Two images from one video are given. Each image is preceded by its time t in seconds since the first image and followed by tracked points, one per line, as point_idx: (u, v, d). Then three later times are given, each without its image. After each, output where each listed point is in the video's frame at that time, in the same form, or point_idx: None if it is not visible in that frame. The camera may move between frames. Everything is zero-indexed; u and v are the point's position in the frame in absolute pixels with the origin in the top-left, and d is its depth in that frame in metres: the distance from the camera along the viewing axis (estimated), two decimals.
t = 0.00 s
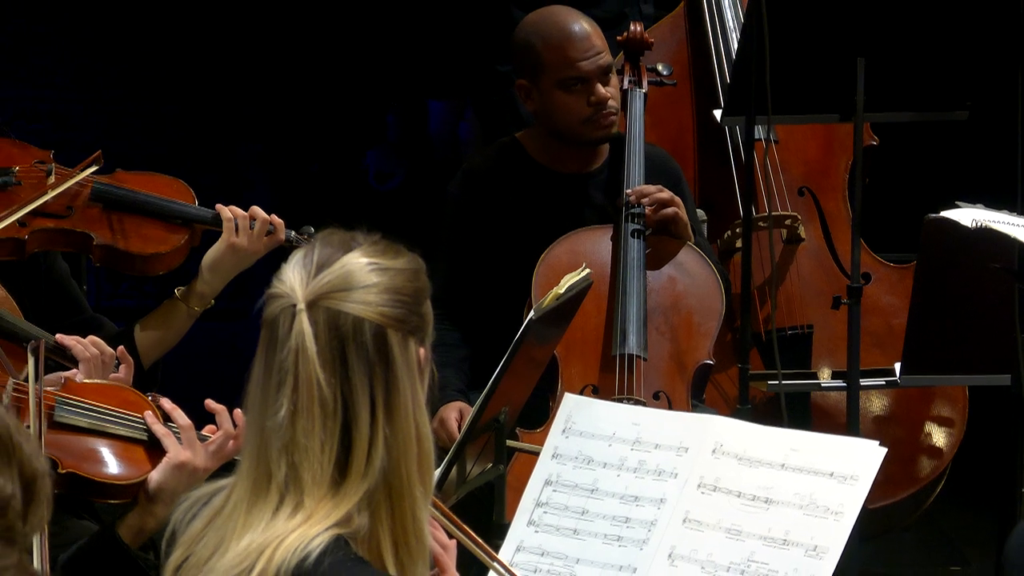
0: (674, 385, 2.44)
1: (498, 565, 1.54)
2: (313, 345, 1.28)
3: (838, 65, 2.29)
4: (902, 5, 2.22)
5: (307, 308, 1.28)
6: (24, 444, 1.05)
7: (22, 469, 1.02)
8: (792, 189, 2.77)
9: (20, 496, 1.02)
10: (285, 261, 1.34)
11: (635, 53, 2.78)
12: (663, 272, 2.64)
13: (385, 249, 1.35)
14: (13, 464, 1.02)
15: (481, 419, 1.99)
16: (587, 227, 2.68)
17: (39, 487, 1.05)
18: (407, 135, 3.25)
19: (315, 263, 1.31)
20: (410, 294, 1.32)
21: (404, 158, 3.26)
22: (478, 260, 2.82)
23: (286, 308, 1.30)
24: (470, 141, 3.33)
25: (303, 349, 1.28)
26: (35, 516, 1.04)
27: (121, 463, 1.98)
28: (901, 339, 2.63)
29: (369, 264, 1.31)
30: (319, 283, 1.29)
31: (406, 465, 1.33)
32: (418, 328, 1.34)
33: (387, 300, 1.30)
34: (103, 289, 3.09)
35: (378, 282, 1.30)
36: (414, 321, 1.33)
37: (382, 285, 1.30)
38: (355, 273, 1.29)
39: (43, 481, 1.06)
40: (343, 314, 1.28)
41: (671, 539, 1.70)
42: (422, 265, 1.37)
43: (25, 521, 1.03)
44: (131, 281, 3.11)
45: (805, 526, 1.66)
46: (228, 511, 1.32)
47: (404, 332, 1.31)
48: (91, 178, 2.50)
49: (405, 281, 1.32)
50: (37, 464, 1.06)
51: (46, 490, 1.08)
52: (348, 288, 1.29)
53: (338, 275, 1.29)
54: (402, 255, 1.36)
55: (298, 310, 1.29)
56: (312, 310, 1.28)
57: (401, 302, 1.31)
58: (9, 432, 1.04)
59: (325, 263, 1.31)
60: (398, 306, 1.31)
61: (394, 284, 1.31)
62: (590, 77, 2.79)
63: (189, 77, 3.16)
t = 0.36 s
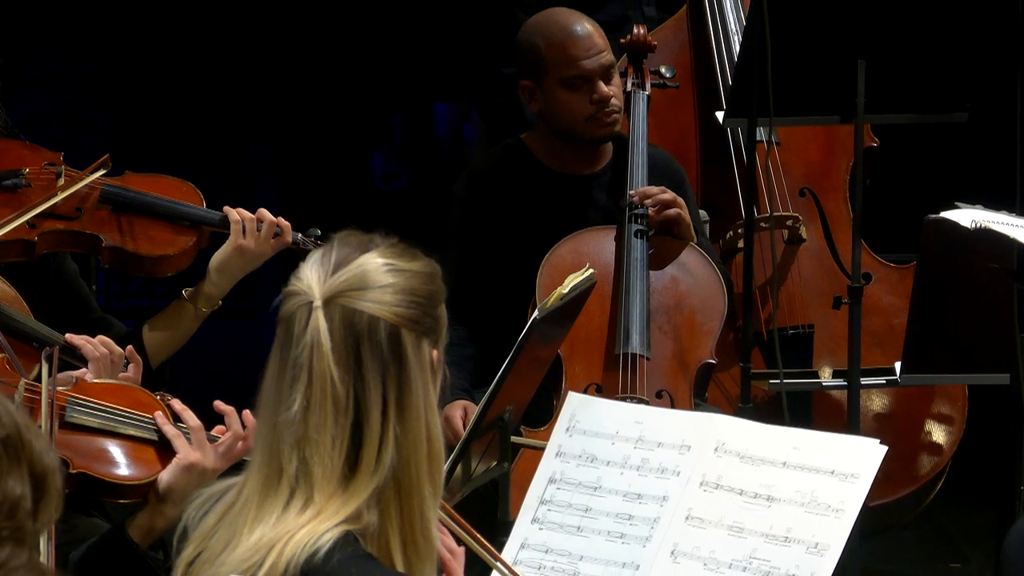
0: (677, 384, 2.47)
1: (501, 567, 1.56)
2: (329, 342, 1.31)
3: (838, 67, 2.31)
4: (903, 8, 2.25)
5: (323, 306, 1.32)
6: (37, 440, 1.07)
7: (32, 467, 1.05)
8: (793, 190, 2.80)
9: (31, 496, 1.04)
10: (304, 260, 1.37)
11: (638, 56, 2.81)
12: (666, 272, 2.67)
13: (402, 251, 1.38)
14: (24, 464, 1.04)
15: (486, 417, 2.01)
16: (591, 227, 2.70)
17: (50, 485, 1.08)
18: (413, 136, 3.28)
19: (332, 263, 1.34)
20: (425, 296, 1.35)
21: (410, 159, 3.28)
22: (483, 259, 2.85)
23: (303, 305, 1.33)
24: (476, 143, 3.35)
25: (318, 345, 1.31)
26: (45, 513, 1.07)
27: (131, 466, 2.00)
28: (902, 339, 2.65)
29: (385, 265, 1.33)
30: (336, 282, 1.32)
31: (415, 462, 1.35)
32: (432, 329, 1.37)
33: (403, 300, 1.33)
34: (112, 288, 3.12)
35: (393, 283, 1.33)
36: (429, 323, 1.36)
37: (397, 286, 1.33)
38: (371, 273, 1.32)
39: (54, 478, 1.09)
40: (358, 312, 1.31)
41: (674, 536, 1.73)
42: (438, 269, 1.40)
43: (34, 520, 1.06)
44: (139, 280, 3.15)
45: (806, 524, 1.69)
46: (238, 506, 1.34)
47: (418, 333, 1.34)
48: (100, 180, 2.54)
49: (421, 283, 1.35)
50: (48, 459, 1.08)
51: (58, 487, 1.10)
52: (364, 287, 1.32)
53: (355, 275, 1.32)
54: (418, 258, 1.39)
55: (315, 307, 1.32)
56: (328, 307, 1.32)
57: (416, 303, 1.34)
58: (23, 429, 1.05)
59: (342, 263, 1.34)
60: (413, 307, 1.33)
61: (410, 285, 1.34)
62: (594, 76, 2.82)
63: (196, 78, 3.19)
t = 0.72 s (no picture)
0: (680, 384, 2.49)
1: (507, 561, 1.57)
2: (344, 339, 1.34)
3: (839, 70, 2.33)
4: (903, 11, 2.27)
5: (340, 304, 1.34)
6: (48, 437, 1.13)
7: (39, 468, 1.11)
8: (795, 191, 2.82)
9: (38, 496, 1.11)
10: (321, 259, 1.40)
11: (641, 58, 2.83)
12: (670, 272, 2.69)
13: (418, 254, 1.41)
14: (32, 465, 1.10)
15: (491, 415, 2.05)
16: (595, 228, 2.73)
17: (60, 480, 1.14)
18: (418, 138, 3.30)
19: (349, 262, 1.37)
20: (440, 298, 1.38)
21: (415, 160, 3.30)
22: (488, 259, 2.88)
23: (320, 303, 1.36)
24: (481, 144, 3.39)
25: (333, 343, 1.34)
26: (55, 511, 1.13)
27: (141, 467, 2.03)
28: (902, 338, 2.68)
29: (401, 266, 1.36)
30: (352, 280, 1.35)
31: (427, 460, 1.37)
32: (446, 331, 1.40)
33: (418, 301, 1.36)
34: (121, 288, 3.15)
35: (408, 283, 1.36)
36: (443, 324, 1.39)
37: (412, 287, 1.36)
38: (387, 273, 1.35)
39: (66, 472, 1.15)
40: (374, 311, 1.34)
41: (676, 534, 1.75)
42: (453, 272, 1.43)
43: (44, 518, 1.12)
44: (148, 280, 3.18)
45: (807, 521, 1.72)
46: (251, 501, 1.36)
47: (432, 334, 1.37)
48: (109, 181, 2.57)
49: (436, 285, 1.38)
50: (60, 457, 1.15)
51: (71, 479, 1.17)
52: (380, 286, 1.35)
53: (371, 274, 1.35)
54: (434, 261, 1.42)
55: (332, 305, 1.35)
56: (345, 306, 1.34)
57: (430, 304, 1.37)
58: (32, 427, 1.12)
59: (359, 262, 1.37)
60: (428, 308, 1.36)
61: (425, 287, 1.37)
62: (601, 74, 2.85)
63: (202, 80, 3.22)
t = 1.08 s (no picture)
0: (683, 384, 2.51)
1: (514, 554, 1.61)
2: (353, 338, 1.36)
3: (841, 72, 2.36)
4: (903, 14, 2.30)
5: (349, 304, 1.37)
6: (57, 437, 1.16)
7: (42, 474, 1.14)
8: (796, 192, 2.85)
9: (44, 494, 1.15)
10: (330, 260, 1.43)
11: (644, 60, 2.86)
12: (672, 272, 2.71)
13: (427, 255, 1.43)
14: (38, 469, 1.14)
15: (496, 414, 2.08)
16: (597, 229, 2.76)
17: (71, 479, 1.18)
18: (423, 139, 3.33)
19: (359, 262, 1.40)
20: (448, 298, 1.40)
21: (420, 161, 3.33)
22: (493, 260, 2.90)
23: (329, 303, 1.38)
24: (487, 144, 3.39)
25: (342, 342, 1.37)
26: (62, 516, 1.17)
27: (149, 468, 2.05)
28: (903, 337, 2.71)
29: (409, 266, 1.39)
30: (362, 280, 1.38)
31: (435, 457, 1.40)
32: (454, 331, 1.42)
33: (426, 301, 1.38)
34: (130, 287, 3.18)
35: (417, 284, 1.38)
36: (451, 324, 1.41)
37: (421, 287, 1.38)
38: (395, 273, 1.38)
39: (77, 469, 1.19)
40: (383, 311, 1.37)
41: (679, 531, 1.78)
42: (461, 273, 1.45)
43: (49, 524, 1.16)
44: (156, 280, 3.21)
45: (810, 519, 1.73)
46: (262, 498, 1.39)
47: (441, 333, 1.40)
48: (118, 181, 2.59)
49: (445, 286, 1.40)
50: (71, 455, 1.18)
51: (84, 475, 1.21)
52: (389, 286, 1.37)
53: (380, 274, 1.38)
54: (443, 263, 1.45)
55: (341, 305, 1.37)
56: (354, 305, 1.37)
57: (439, 304, 1.39)
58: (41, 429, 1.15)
59: (368, 263, 1.40)
60: (436, 308, 1.39)
61: (434, 287, 1.39)
62: (613, 77, 2.88)
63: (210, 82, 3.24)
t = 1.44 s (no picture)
0: (684, 383, 2.54)
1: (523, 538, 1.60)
2: (351, 337, 1.39)
3: (842, 75, 2.38)
4: (904, 17, 2.32)
5: (347, 304, 1.39)
6: (61, 437, 1.22)
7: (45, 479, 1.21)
8: (797, 193, 2.87)
9: (48, 494, 1.21)
10: (327, 260, 1.45)
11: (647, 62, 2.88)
12: (673, 272, 2.74)
13: (423, 253, 1.46)
14: (42, 470, 1.20)
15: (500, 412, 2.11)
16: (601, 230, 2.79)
17: (77, 478, 1.24)
18: (429, 141, 3.38)
19: (355, 262, 1.42)
20: (445, 296, 1.43)
21: (426, 163, 3.38)
22: (498, 260, 2.93)
23: (327, 303, 1.40)
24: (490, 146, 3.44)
25: (340, 341, 1.39)
26: (69, 517, 1.24)
27: (158, 471, 2.09)
28: (903, 337, 2.73)
29: (406, 265, 1.41)
30: (359, 280, 1.40)
31: (434, 454, 1.42)
32: (452, 328, 1.44)
33: (424, 299, 1.41)
34: (138, 287, 3.21)
35: (414, 282, 1.41)
36: (449, 322, 1.43)
37: (418, 285, 1.41)
38: (392, 272, 1.40)
39: (84, 468, 1.25)
40: (381, 310, 1.39)
41: (681, 529, 1.80)
42: (457, 270, 1.48)
43: (56, 526, 1.23)
44: (164, 280, 3.24)
45: (812, 516, 1.76)
46: (265, 496, 1.42)
47: (438, 331, 1.42)
48: (127, 182, 2.62)
49: (442, 284, 1.43)
50: (79, 455, 1.24)
51: (92, 473, 1.27)
52: (387, 285, 1.40)
53: (378, 273, 1.40)
54: (439, 260, 1.47)
55: (339, 304, 1.39)
56: (351, 305, 1.39)
57: (436, 302, 1.42)
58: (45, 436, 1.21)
59: (365, 262, 1.42)
60: (433, 306, 1.41)
61: (430, 285, 1.42)
62: (621, 90, 2.89)
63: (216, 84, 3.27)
